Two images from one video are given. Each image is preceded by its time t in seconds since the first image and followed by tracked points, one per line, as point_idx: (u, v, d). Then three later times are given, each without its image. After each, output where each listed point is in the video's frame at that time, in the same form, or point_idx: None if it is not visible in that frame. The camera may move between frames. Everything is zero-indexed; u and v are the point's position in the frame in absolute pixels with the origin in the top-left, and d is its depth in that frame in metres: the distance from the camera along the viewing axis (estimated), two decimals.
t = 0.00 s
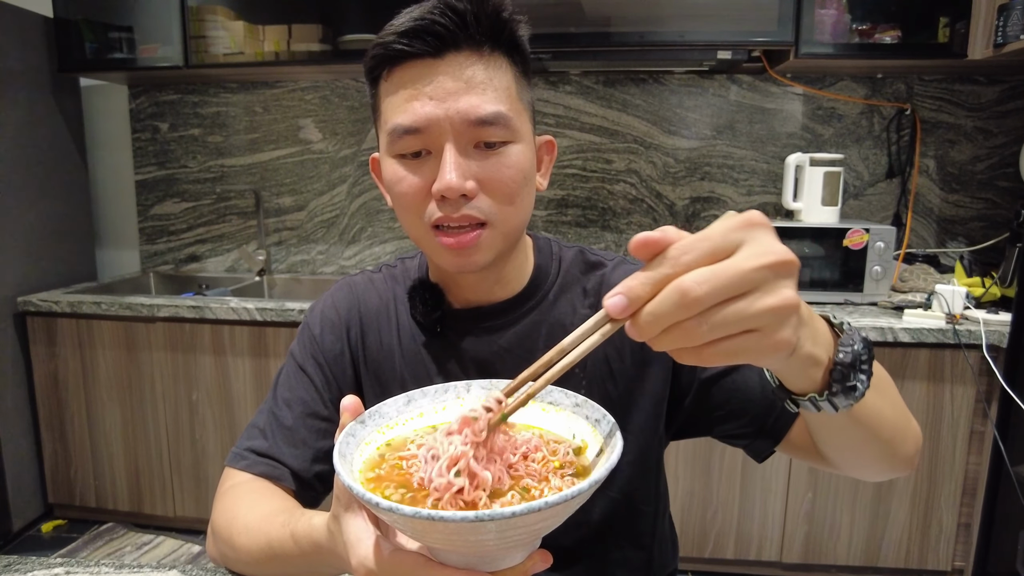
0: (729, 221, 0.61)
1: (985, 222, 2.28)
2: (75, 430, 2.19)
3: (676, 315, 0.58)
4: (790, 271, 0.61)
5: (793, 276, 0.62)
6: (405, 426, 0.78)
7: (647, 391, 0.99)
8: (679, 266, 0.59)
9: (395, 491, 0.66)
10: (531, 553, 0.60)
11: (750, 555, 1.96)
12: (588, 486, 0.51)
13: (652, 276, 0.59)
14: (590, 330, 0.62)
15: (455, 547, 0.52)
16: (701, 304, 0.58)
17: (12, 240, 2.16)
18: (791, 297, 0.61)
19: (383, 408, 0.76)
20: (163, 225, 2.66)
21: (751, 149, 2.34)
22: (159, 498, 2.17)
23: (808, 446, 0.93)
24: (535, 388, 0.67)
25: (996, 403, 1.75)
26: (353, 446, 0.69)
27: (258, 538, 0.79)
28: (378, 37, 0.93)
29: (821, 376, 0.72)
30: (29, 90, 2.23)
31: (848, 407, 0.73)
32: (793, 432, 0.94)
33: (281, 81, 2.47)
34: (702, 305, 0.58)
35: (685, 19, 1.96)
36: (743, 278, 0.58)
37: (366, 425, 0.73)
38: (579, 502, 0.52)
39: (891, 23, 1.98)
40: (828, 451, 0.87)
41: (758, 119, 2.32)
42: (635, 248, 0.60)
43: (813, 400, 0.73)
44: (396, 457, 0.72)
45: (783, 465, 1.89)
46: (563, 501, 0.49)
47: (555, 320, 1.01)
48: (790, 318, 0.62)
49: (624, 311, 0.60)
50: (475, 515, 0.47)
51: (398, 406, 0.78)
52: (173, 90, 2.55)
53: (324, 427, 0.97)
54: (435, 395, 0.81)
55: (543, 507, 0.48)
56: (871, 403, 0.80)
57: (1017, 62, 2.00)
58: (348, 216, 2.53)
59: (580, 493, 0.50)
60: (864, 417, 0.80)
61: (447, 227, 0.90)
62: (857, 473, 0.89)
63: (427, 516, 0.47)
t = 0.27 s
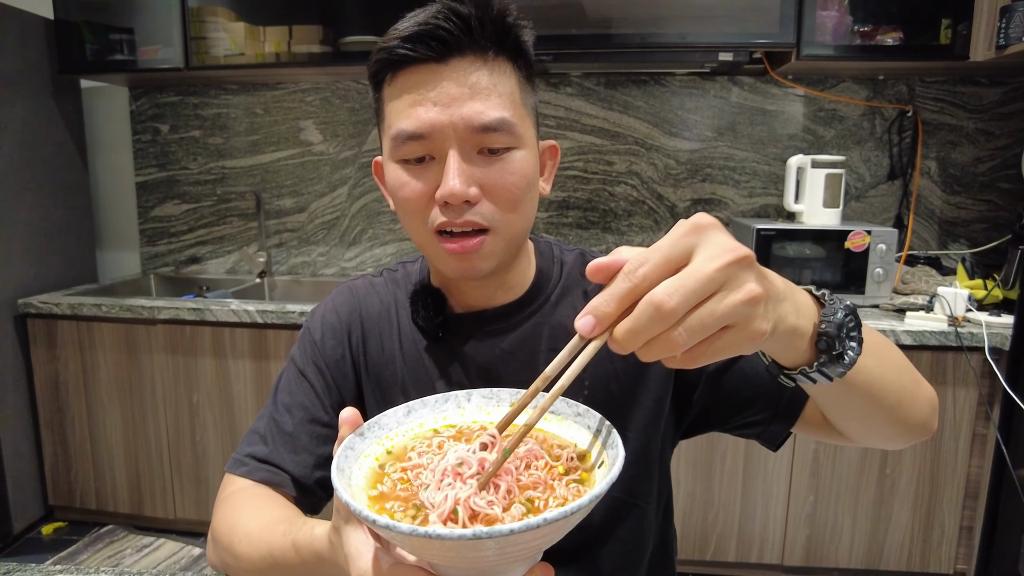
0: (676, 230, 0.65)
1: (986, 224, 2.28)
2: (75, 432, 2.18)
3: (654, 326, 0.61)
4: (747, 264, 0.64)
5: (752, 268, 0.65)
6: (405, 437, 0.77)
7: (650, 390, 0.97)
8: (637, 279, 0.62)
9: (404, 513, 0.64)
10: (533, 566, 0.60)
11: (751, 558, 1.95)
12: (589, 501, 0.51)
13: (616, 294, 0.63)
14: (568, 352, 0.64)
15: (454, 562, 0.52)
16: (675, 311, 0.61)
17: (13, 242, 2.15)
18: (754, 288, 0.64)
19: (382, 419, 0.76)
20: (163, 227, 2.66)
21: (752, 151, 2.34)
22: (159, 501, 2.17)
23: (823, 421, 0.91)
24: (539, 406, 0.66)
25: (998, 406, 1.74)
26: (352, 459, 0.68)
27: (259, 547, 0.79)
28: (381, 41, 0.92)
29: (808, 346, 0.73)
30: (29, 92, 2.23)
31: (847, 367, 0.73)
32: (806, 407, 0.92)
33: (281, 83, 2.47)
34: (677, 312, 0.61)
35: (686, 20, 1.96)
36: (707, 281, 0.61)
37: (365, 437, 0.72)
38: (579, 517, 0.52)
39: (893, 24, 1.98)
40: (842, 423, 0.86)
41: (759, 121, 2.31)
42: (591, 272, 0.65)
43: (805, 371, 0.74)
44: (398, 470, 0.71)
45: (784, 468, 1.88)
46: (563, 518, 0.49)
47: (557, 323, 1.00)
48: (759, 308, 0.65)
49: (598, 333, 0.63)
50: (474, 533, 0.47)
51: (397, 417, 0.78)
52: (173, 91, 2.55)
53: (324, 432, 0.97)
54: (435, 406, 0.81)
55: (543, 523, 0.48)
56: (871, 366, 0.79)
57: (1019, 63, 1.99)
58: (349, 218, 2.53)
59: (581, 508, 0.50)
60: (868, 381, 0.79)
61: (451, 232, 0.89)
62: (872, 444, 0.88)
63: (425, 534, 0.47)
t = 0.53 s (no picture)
0: (732, 167, 0.63)
1: (989, 226, 2.27)
2: (75, 434, 2.18)
3: (711, 264, 0.61)
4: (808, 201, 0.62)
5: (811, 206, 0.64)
6: (395, 443, 0.77)
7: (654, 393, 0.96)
8: (693, 219, 0.62)
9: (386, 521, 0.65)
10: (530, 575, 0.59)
11: (753, 561, 1.94)
12: (574, 516, 0.50)
13: (671, 234, 0.63)
14: (615, 297, 0.66)
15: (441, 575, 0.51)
16: (733, 249, 0.61)
17: (13, 243, 2.15)
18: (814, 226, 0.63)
19: (372, 425, 0.76)
20: (164, 228, 2.65)
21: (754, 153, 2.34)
22: (159, 503, 2.16)
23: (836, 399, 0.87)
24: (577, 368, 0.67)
25: (1002, 408, 1.74)
26: (338, 467, 0.69)
27: (257, 552, 0.78)
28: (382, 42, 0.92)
29: (835, 304, 0.71)
30: (30, 93, 2.23)
31: (876, 323, 0.71)
32: (817, 396, 0.88)
33: (282, 84, 2.46)
34: (733, 249, 0.61)
35: (688, 22, 1.96)
36: (766, 218, 0.61)
37: (353, 444, 0.73)
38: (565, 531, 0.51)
39: (895, 26, 1.97)
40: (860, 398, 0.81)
41: (760, 123, 2.31)
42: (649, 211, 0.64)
43: (831, 330, 0.71)
44: (383, 478, 0.71)
45: (786, 470, 1.88)
46: (549, 531, 0.49)
47: (560, 325, 1.00)
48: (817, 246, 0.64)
49: (654, 273, 0.63)
50: (455, 548, 0.47)
51: (388, 423, 0.78)
52: (174, 93, 2.54)
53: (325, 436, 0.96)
54: (427, 411, 0.81)
55: (527, 537, 0.48)
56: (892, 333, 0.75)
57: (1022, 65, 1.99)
58: (350, 219, 2.52)
59: (566, 521, 0.50)
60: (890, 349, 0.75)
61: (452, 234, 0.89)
62: (890, 426, 0.84)
63: (404, 548, 0.47)
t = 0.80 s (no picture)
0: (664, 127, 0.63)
1: (991, 227, 2.27)
2: (76, 435, 2.18)
3: (681, 227, 0.60)
4: (742, 135, 0.62)
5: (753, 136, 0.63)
6: (393, 455, 0.77)
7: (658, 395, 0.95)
8: (645, 188, 0.61)
9: (378, 538, 0.65)
10: None
11: (754, 563, 1.94)
12: (570, 540, 0.50)
13: (628, 208, 0.62)
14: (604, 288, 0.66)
15: None
16: (692, 200, 0.59)
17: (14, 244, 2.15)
18: (759, 154, 0.62)
19: (369, 437, 0.76)
20: (165, 229, 2.65)
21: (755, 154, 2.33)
22: (160, 504, 2.16)
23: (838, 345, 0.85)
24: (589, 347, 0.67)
25: (1004, 410, 1.73)
26: (334, 480, 0.69)
27: (257, 556, 0.78)
28: (398, 44, 0.92)
29: (824, 228, 0.71)
30: (31, 94, 2.23)
31: (870, 243, 0.71)
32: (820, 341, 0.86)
33: (283, 86, 2.47)
34: (693, 201, 0.59)
35: (688, 24, 1.96)
36: (710, 162, 0.60)
37: (350, 456, 0.72)
38: (562, 555, 0.51)
39: (896, 27, 1.97)
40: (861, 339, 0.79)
41: (762, 124, 2.31)
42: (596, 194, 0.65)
43: (827, 255, 0.71)
44: (379, 491, 0.71)
45: (787, 472, 1.87)
46: (545, 556, 0.48)
47: (564, 328, 1.00)
48: (772, 172, 0.64)
49: (627, 251, 0.63)
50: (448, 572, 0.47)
51: (385, 435, 0.78)
52: (175, 94, 2.55)
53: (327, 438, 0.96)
54: (426, 421, 0.81)
55: (523, 562, 0.48)
56: (890, 263, 0.73)
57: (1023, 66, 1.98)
58: (350, 220, 2.52)
59: (564, 544, 0.50)
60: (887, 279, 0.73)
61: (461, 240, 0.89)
62: (896, 371, 0.82)
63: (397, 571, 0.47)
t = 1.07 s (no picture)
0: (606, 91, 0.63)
1: (991, 227, 2.27)
2: (76, 435, 2.18)
3: (636, 200, 0.60)
4: (684, 87, 0.60)
5: (691, 87, 0.61)
6: (395, 455, 0.77)
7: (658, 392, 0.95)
8: (592, 161, 0.61)
9: (382, 539, 0.65)
10: None
11: (754, 563, 1.94)
12: (576, 540, 0.50)
13: (578, 186, 0.63)
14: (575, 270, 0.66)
15: None
16: (638, 169, 0.59)
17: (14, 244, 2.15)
18: (704, 104, 0.61)
19: (371, 436, 0.76)
20: (165, 229, 2.65)
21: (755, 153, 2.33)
22: (160, 504, 2.16)
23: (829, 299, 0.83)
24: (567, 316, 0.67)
25: (1004, 409, 1.73)
26: (337, 479, 0.68)
27: (255, 554, 0.78)
28: (407, 36, 0.92)
29: (793, 171, 0.70)
30: (32, 94, 2.23)
31: (846, 185, 0.68)
32: (800, 304, 0.85)
33: (284, 86, 2.47)
34: (638, 170, 0.58)
35: (688, 24, 1.96)
36: (650, 125, 0.59)
37: (351, 455, 0.72)
38: (568, 554, 0.51)
39: (895, 27, 1.98)
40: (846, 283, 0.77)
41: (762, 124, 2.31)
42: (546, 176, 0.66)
43: (800, 202, 0.69)
44: (383, 492, 0.71)
45: (788, 472, 1.87)
46: (550, 556, 0.48)
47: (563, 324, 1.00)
48: (725, 120, 0.62)
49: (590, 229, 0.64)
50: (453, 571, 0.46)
51: (388, 433, 0.77)
52: (175, 94, 2.55)
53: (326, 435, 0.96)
54: (427, 420, 0.80)
55: (528, 561, 0.48)
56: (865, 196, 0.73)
57: None
58: (351, 220, 2.52)
59: (568, 544, 0.49)
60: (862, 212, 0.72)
61: (465, 234, 0.89)
62: (885, 308, 0.79)
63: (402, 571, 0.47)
